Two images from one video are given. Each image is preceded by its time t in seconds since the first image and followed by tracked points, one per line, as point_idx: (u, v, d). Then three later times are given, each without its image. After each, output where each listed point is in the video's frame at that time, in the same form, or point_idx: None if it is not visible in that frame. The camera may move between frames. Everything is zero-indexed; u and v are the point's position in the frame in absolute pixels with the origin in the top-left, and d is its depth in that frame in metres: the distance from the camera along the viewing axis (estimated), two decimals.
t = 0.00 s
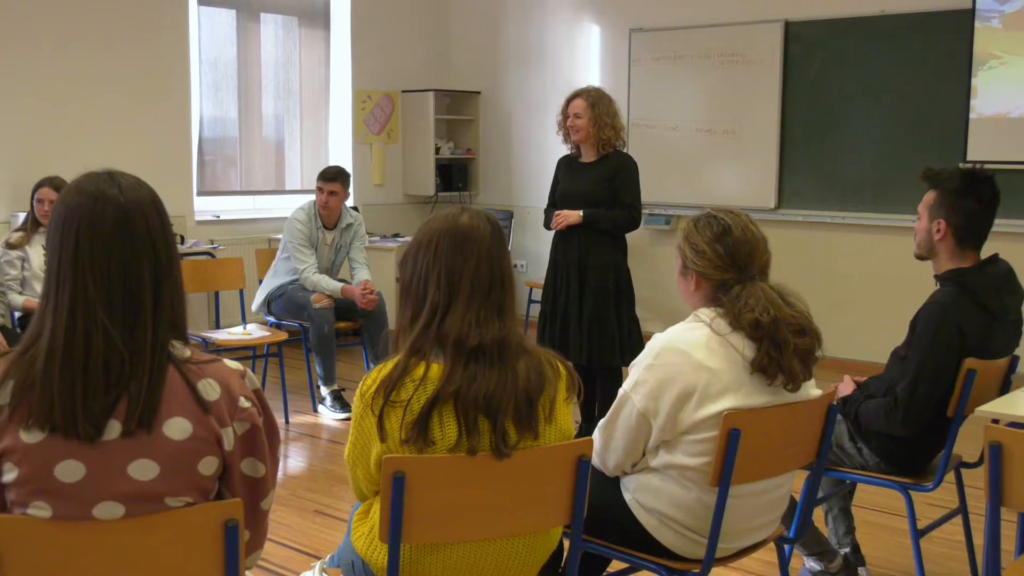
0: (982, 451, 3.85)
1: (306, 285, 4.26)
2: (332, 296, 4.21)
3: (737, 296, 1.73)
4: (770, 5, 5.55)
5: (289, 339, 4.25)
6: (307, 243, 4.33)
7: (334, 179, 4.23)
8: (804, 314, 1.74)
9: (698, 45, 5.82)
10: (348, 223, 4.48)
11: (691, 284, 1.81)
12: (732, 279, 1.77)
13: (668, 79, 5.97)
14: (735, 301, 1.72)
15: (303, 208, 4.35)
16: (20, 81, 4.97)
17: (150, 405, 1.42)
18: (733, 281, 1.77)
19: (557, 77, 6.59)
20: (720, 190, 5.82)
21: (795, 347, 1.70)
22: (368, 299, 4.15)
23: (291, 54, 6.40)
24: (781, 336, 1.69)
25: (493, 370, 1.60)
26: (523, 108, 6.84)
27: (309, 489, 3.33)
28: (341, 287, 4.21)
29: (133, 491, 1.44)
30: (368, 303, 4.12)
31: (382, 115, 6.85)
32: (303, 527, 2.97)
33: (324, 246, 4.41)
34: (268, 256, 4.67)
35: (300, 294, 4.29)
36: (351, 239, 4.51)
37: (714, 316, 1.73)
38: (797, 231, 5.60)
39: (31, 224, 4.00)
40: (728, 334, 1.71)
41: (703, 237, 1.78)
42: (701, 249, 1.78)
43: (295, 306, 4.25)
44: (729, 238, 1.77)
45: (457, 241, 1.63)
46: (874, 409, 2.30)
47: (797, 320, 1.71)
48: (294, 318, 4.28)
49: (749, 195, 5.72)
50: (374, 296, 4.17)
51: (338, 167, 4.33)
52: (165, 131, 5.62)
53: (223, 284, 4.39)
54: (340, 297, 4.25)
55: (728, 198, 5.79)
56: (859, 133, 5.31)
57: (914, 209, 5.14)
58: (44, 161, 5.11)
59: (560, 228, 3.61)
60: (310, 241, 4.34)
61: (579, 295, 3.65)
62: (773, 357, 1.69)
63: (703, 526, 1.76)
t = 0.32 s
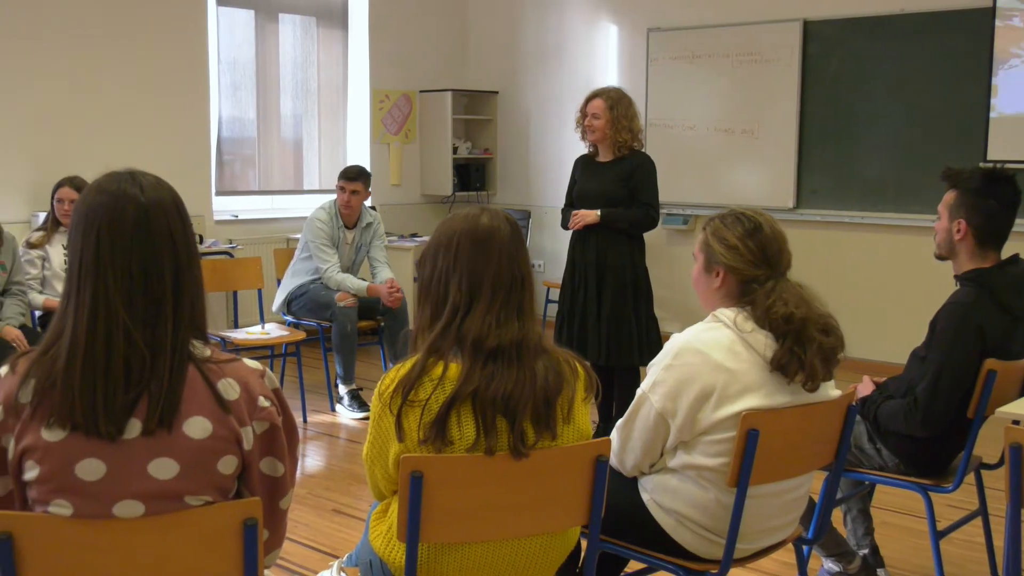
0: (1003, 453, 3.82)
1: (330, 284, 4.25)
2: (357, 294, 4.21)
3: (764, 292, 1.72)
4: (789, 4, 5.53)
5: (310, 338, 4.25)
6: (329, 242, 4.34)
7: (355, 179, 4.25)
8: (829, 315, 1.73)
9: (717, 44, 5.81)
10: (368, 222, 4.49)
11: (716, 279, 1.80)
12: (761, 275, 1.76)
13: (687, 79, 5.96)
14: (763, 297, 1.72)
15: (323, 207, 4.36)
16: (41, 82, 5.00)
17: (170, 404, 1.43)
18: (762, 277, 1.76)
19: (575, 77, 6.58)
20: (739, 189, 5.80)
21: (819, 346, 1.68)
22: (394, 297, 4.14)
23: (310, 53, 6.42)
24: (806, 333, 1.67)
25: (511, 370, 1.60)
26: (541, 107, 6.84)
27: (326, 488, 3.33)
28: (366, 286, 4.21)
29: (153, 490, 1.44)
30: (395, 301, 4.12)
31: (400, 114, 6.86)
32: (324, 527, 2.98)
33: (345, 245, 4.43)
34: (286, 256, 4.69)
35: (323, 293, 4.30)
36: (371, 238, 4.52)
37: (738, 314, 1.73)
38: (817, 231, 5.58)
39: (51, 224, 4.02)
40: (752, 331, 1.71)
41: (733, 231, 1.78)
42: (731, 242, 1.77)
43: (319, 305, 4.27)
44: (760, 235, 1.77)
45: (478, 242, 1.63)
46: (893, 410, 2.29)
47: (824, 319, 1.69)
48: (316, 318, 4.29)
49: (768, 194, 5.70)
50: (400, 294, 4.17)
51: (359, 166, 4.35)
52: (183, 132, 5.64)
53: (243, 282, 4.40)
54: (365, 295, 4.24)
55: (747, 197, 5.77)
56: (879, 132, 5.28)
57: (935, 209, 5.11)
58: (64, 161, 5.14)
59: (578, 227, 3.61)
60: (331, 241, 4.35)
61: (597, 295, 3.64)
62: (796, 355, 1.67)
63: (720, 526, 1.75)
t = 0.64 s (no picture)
0: None
1: (354, 284, 4.26)
2: (381, 293, 4.23)
3: (789, 290, 1.72)
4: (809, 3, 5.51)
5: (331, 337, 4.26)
6: (351, 242, 4.34)
7: (377, 178, 4.26)
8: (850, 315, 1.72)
9: (737, 43, 5.79)
10: (390, 221, 4.50)
11: (739, 278, 1.79)
12: (785, 274, 1.76)
13: (706, 78, 5.94)
14: (786, 295, 1.71)
15: (345, 207, 4.37)
16: (62, 83, 5.03)
17: (191, 402, 1.43)
18: (786, 276, 1.76)
19: (594, 77, 6.57)
20: (759, 189, 5.78)
21: (841, 344, 1.67)
22: (420, 297, 4.14)
23: (329, 53, 6.44)
24: (829, 330, 1.67)
25: (531, 370, 1.60)
26: (559, 106, 6.83)
27: (346, 487, 3.34)
28: (392, 285, 4.22)
29: (174, 488, 1.45)
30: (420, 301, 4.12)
31: (418, 114, 6.87)
32: (345, 526, 2.99)
33: (367, 244, 4.44)
34: (305, 255, 4.70)
35: (346, 292, 4.30)
36: (392, 238, 4.53)
37: (761, 313, 1.72)
38: (837, 231, 5.55)
39: (72, 223, 4.02)
40: (774, 329, 1.70)
41: (758, 230, 1.79)
42: (756, 240, 1.77)
43: (341, 305, 4.29)
44: (784, 234, 1.77)
45: (500, 242, 1.64)
46: (914, 410, 2.28)
47: (847, 319, 1.69)
48: (337, 318, 4.30)
49: (787, 194, 5.69)
50: (426, 294, 4.16)
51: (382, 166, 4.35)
52: (202, 132, 5.66)
53: (264, 282, 4.43)
54: (389, 295, 4.26)
55: (767, 197, 5.75)
56: (899, 131, 5.25)
57: (956, 209, 5.08)
58: (85, 161, 5.17)
59: (597, 227, 3.60)
60: (354, 240, 4.35)
61: (616, 295, 3.64)
62: (817, 353, 1.67)
63: (739, 526, 1.75)
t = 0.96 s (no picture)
0: None
1: (373, 283, 4.27)
2: (400, 293, 4.23)
3: (810, 289, 1.72)
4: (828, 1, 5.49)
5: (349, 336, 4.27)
6: (370, 242, 4.35)
7: (397, 178, 4.26)
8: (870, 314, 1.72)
9: (755, 43, 5.78)
10: (408, 221, 4.50)
11: (759, 278, 1.79)
12: (805, 274, 1.76)
13: (724, 78, 5.93)
14: (807, 294, 1.71)
15: (364, 207, 4.38)
16: (83, 83, 5.07)
17: (210, 401, 1.44)
18: (806, 276, 1.76)
19: (612, 76, 6.57)
20: (779, 188, 5.76)
21: (861, 343, 1.67)
22: (440, 297, 4.13)
23: (347, 54, 6.47)
24: (850, 329, 1.67)
25: (549, 370, 1.60)
26: (576, 106, 6.84)
27: (364, 486, 3.35)
28: (411, 284, 4.22)
29: (194, 486, 1.46)
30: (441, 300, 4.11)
31: (436, 114, 6.87)
32: (365, 524, 2.99)
33: (385, 244, 4.45)
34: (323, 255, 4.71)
35: (364, 292, 4.31)
36: (410, 238, 4.54)
37: (781, 313, 1.72)
38: (858, 231, 5.53)
39: (93, 223, 4.04)
40: (795, 329, 1.69)
41: (778, 229, 1.78)
42: (776, 240, 1.77)
43: (361, 305, 4.29)
44: (804, 233, 1.77)
45: (520, 242, 1.64)
46: (933, 411, 2.27)
47: (867, 318, 1.69)
48: (357, 318, 4.31)
49: (806, 194, 5.67)
50: (446, 293, 4.15)
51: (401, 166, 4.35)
52: (220, 132, 5.68)
53: (283, 281, 4.44)
54: (408, 294, 4.26)
55: (786, 197, 5.73)
56: (918, 131, 5.23)
57: (976, 209, 5.05)
58: (105, 160, 5.20)
59: (615, 227, 3.60)
60: (372, 240, 4.36)
61: (634, 295, 3.63)
62: (838, 351, 1.66)
63: (757, 527, 1.74)
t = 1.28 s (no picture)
0: None
1: (386, 283, 4.28)
2: (413, 293, 4.24)
3: (830, 289, 1.71)
4: None
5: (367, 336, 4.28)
6: (385, 242, 4.36)
7: (412, 179, 4.25)
8: (890, 313, 1.71)
9: (777, 42, 5.75)
10: (424, 221, 4.51)
11: (778, 277, 1.78)
12: (824, 273, 1.75)
13: (745, 77, 5.92)
14: (826, 295, 1.70)
15: (379, 207, 4.39)
16: (104, 84, 5.10)
17: (231, 399, 1.44)
18: (826, 275, 1.75)
19: (631, 76, 6.56)
20: (799, 188, 5.74)
21: (881, 344, 1.66)
22: (451, 297, 4.12)
23: (367, 54, 6.49)
24: (870, 330, 1.66)
25: (569, 370, 1.60)
26: (596, 106, 6.83)
27: (383, 485, 3.35)
28: (423, 285, 4.24)
29: (214, 484, 1.46)
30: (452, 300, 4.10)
31: (455, 114, 6.88)
32: (386, 524, 3.00)
33: (402, 244, 4.45)
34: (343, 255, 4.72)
35: (380, 292, 4.32)
36: (427, 237, 4.54)
37: (800, 313, 1.71)
38: (879, 231, 5.50)
39: (115, 221, 4.01)
40: (815, 330, 1.69)
41: (797, 229, 1.77)
42: (796, 240, 1.76)
43: (375, 305, 4.30)
44: (823, 232, 1.76)
45: (539, 242, 1.64)
46: (955, 411, 2.26)
47: (887, 318, 1.68)
48: (373, 316, 4.34)
49: (827, 194, 5.64)
50: (459, 293, 4.14)
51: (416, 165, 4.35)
52: (239, 133, 5.70)
53: (301, 281, 4.45)
54: (421, 294, 4.27)
55: (808, 196, 5.71)
56: (940, 130, 5.20)
57: (998, 209, 5.02)
58: (126, 160, 5.22)
59: (635, 227, 3.59)
60: (388, 240, 4.37)
61: (654, 295, 3.63)
62: (858, 352, 1.66)
63: (777, 528, 1.73)
